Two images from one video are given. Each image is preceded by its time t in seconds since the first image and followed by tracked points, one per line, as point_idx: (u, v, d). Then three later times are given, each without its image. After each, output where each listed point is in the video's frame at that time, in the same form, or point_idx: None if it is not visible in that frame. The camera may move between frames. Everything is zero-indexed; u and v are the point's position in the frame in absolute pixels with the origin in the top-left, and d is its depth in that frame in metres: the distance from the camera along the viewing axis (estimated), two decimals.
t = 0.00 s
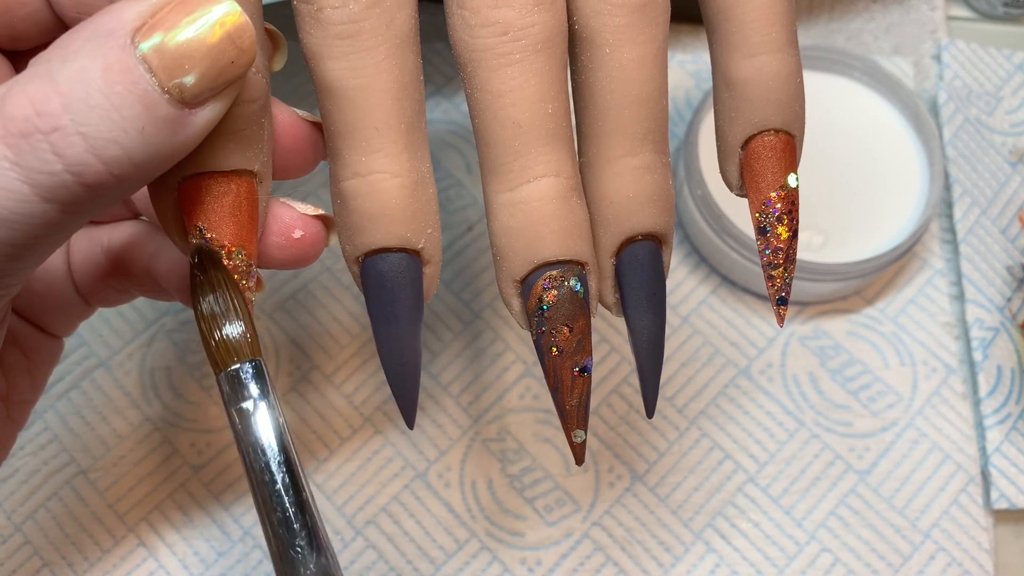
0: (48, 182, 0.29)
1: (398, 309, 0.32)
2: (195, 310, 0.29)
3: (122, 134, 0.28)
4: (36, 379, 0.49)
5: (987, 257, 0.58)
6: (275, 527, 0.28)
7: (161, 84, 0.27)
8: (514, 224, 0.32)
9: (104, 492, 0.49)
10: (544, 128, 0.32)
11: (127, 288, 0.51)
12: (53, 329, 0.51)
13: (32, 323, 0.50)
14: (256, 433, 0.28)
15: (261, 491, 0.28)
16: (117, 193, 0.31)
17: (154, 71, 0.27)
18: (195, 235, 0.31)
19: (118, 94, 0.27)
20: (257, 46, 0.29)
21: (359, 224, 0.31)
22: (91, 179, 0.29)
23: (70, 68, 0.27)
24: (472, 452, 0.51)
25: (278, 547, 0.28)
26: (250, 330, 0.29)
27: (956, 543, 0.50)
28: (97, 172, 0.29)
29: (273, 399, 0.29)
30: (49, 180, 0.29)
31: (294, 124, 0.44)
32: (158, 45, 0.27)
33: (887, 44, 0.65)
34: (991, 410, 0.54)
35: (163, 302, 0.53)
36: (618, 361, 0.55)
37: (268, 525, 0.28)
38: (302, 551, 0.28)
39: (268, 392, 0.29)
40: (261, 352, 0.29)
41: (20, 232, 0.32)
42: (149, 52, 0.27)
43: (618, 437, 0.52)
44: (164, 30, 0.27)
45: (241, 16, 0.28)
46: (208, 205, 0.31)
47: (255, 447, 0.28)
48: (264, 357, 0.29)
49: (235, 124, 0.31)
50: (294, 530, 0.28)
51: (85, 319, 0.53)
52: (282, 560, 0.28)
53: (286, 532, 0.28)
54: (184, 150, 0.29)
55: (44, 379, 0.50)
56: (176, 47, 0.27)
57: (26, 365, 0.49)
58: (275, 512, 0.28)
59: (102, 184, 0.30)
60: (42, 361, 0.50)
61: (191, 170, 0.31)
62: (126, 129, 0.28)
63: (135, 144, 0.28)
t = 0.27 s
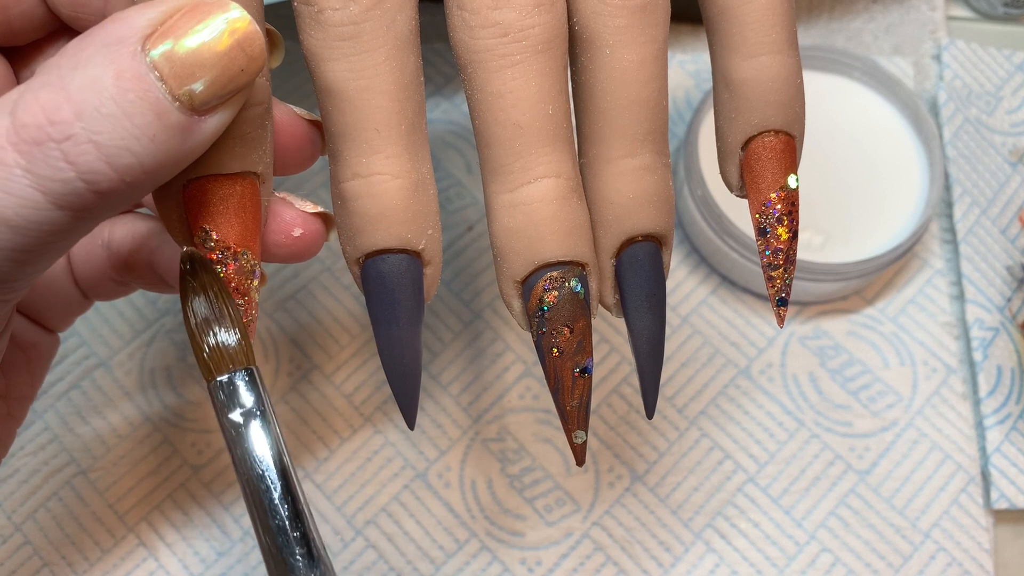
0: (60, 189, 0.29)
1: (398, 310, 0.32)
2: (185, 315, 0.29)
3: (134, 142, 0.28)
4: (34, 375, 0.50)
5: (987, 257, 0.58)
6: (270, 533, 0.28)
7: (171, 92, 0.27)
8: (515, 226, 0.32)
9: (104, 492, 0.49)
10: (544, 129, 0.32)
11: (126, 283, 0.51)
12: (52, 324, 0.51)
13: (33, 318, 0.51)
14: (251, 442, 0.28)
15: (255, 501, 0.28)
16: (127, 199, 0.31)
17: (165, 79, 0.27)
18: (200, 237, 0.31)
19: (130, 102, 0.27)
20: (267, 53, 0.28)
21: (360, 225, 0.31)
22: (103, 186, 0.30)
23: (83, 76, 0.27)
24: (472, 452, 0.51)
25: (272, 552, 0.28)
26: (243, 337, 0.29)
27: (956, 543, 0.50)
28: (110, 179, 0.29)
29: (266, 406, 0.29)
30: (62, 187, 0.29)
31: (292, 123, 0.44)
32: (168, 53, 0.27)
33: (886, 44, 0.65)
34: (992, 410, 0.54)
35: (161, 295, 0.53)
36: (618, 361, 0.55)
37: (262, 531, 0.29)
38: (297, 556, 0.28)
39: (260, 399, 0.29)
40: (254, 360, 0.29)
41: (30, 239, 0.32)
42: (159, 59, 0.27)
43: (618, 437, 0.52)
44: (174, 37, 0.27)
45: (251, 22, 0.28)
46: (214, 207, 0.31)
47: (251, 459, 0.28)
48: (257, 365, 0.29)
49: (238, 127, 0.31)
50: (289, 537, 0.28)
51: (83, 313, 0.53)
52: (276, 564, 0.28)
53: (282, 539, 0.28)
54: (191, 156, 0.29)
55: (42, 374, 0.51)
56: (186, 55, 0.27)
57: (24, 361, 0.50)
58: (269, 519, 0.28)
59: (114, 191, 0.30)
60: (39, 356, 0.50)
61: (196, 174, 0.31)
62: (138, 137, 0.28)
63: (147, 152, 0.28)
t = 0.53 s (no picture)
0: (66, 193, 0.29)
1: (398, 311, 0.32)
2: (204, 294, 0.30)
3: (139, 147, 0.28)
4: (31, 372, 0.50)
5: (987, 257, 0.58)
6: (281, 503, 0.30)
7: (177, 97, 0.27)
8: (515, 228, 0.32)
9: (104, 492, 0.49)
10: (544, 131, 0.32)
11: (129, 277, 0.53)
12: (50, 319, 0.52)
13: (30, 314, 0.51)
14: (264, 410, 0.30)
15: (267, 471, 0.30)
16: (132, 203, 0.31)
17: (171, 84, 0.27)
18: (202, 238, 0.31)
19: (136, 107, 0.27)
20: (273, 58, 0.28)
21: (359, 227, 0.31)
22: (109, 190, 0.30)
23: (88, 81, 0.27)
24: (472, 452, 0.51)
25: (284, 523, 0.30)
26: (262, 318, 0.31)
27: (956, 543, 0.50)
28: (116, 183, 0.29)
29: (281, 381, 0.31)
30: (68, 192, 0.29)
31: (290, 124, 0.44)
32: (173, 58, 0.27)
33: (887, 44, 0.65)
34: (992, 410, 0.54)
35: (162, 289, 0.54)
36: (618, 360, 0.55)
37: (274, 501, 0.30)
38: (306, 526, 0.29)
39: (275, 380, 0.31)
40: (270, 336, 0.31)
41: (35, 242, 0.32)
42: (165, 64, 0.27)
43: (618, 437, 0.52)
44: (179, 42, 0.27)
45: (256, 26, 0.28)
46: (217, 209, 0.31)
47: (265, 429, 0.30)
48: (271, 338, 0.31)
49: (239, 130, 0.31)
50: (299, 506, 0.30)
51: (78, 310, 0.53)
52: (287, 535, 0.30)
53: (291, 508, 0.30)
54: (195, 161, 0.29)
55: (39, 370, 0.51)
56: (190, 60, 0.27)
57: (20, 358, 0.49)
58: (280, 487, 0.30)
59: (119, 196, 0.30)
60: (35, 353, 0.50)
61: (198, 177, 0.31)
62: (144, 142, 0.28)
63: (152, 157, 0.28)
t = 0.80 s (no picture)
0: (66, 193, 0.29)
1: (398, 311, 0.32)
2: (206, 300, 0.31)
3: (140, 147, 0.28)
4: (31, 370, 0.50)
5: (987, 257, 0.58)
6: (281, 511, 0.30)
7: (177, 97, 0.27)
8: (514, 227, 0.32)
9: (104, 492, 0.49)
10: (544, 131, 0.32)
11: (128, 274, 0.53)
12: (49, 317, 0.52)
13: (31, 312, 0.51)
14: (265, 419, 0.30)
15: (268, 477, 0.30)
16: (132, 203, 0.31)
17: (171, 83, 0.27)
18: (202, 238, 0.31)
19: (136, 106, 0.27)
20: (273, 58, 0.28)
21: (359, 227, 0.31)
22: (110, 190, 0.30)
23: (89, 81, 0.27)
24: (472, 452, 0.51)
25: (284, 528, 0.30)
26: (263, 322, 0.31)
27: (956, 543, 0.50)
28: (116, 183, 0.29)
29: (282, 388, 0.31)
30: (68, 192, 0.29)
31: (290, 123, 0.44)
32: (174, 57, 0.27)
33: (887, 44, 0.65)
34: (992, 410, 0.54)
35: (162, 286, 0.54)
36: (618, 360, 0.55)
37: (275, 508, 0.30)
38: (306, 532, 0.30)
39: (277, 389, 0.31)
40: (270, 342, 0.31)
41: (35, 242, 0.32)
42: (165, 63, 0.27)
43: (618, 437, 0.52)
44: (179, 42, 0.27)
45: (256, 26, 0.28)
46: (217, 209, 0.31)
47: (265, 435, 0.30)
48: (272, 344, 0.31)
49: (239, 130, 0.31)
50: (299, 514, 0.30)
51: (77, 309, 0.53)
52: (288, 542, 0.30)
53: (292, 515, 0.30)
54: (196, 161, 0.29)
55: (38, 369, 0.51)
56: (190, 60, 0.27)
57: (19, 357, 0.49)
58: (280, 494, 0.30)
59: (120, 195, 0.30)
60: (33, 352, 0.50)
61: (198, 177, 0.31)
62: (144, 141, 0.28)
63: (153, 157, 0.28)
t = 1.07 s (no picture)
0: (66, 194, 0.29)
1: (398, 311, 0.32)
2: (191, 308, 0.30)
3: (139, 147, 0.28)
4: (29, 370, 0.50)
5: (987, 257, 0.58)
6: (275, 525, 0.29)
7: (177, 97, 0.27)
8: (514, 227, 0.32)
9: (104, 492, 0.49)
10: (544, 131, 0.32)
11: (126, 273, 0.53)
12: (47, 315, 0.52)
13: (30, 311, 0.51)
14: (257, 433, 0.29)
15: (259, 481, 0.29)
16: (132, 203, 0.31)
17: (170, 84, 0.27)
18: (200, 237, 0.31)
19: (136, 107, 0.27)
20: (272, 58, 0.28)
21: (359, 227, 0.31)
22: (109, 191, 0.29)
23: (89, 82, 0.27)
24: (472, 452, 0.51)
25: (276, 540, 0.29)
26: (250, 332, 0.30)
27: (956, 543, 0.50)
28: (116, 184, 0.29)
29: (272, 399, 0.30)
30: (68, 193, 0.29)
31: (288, 124, 0.44)
32: (173, 58, 0.27)
33: (886, 44, 0.65)
34: (992, 410, 0.54)
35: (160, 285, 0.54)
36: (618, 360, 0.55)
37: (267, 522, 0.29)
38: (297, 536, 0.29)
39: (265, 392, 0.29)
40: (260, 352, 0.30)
41: (34, 243, 0.32)
42: (164, 63, 0.27)
43: (618, 437, 0.52)
44: (178, 42, 0.27)
45: (255, 26, 0.28)
46: (215, 209, 0.31)
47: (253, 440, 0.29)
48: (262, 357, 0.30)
49: (239, 129, 0.31)
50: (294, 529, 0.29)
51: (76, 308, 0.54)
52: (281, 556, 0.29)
53: (286, 530, 0.29)
54: (196, 161, 0.29)
55: (37, 369, 0.51)
56: (189, 60, 0.27)
57: (18, 357, 0.49)
58: (274, 509, 0.29)
59: (120, 196, 0.30)
60: (32, 351, 0.50)
61: (198, 177, 0.31)
62: (144, 142, 0.28)
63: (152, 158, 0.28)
